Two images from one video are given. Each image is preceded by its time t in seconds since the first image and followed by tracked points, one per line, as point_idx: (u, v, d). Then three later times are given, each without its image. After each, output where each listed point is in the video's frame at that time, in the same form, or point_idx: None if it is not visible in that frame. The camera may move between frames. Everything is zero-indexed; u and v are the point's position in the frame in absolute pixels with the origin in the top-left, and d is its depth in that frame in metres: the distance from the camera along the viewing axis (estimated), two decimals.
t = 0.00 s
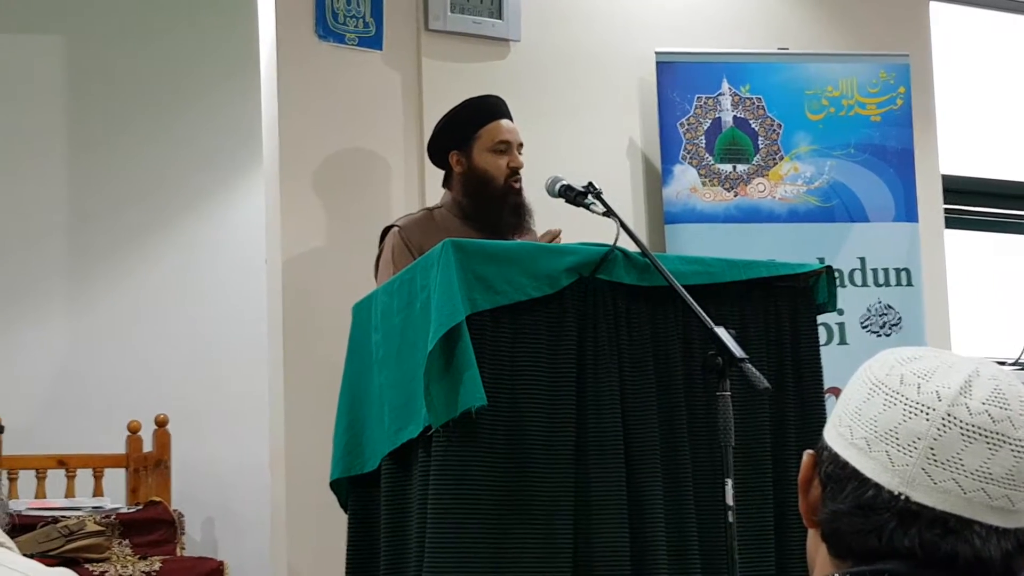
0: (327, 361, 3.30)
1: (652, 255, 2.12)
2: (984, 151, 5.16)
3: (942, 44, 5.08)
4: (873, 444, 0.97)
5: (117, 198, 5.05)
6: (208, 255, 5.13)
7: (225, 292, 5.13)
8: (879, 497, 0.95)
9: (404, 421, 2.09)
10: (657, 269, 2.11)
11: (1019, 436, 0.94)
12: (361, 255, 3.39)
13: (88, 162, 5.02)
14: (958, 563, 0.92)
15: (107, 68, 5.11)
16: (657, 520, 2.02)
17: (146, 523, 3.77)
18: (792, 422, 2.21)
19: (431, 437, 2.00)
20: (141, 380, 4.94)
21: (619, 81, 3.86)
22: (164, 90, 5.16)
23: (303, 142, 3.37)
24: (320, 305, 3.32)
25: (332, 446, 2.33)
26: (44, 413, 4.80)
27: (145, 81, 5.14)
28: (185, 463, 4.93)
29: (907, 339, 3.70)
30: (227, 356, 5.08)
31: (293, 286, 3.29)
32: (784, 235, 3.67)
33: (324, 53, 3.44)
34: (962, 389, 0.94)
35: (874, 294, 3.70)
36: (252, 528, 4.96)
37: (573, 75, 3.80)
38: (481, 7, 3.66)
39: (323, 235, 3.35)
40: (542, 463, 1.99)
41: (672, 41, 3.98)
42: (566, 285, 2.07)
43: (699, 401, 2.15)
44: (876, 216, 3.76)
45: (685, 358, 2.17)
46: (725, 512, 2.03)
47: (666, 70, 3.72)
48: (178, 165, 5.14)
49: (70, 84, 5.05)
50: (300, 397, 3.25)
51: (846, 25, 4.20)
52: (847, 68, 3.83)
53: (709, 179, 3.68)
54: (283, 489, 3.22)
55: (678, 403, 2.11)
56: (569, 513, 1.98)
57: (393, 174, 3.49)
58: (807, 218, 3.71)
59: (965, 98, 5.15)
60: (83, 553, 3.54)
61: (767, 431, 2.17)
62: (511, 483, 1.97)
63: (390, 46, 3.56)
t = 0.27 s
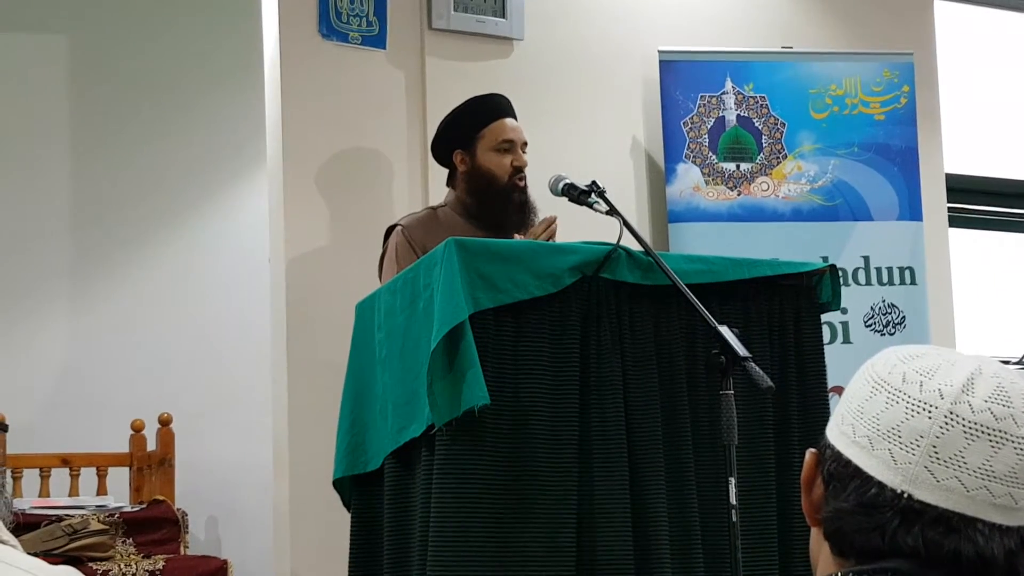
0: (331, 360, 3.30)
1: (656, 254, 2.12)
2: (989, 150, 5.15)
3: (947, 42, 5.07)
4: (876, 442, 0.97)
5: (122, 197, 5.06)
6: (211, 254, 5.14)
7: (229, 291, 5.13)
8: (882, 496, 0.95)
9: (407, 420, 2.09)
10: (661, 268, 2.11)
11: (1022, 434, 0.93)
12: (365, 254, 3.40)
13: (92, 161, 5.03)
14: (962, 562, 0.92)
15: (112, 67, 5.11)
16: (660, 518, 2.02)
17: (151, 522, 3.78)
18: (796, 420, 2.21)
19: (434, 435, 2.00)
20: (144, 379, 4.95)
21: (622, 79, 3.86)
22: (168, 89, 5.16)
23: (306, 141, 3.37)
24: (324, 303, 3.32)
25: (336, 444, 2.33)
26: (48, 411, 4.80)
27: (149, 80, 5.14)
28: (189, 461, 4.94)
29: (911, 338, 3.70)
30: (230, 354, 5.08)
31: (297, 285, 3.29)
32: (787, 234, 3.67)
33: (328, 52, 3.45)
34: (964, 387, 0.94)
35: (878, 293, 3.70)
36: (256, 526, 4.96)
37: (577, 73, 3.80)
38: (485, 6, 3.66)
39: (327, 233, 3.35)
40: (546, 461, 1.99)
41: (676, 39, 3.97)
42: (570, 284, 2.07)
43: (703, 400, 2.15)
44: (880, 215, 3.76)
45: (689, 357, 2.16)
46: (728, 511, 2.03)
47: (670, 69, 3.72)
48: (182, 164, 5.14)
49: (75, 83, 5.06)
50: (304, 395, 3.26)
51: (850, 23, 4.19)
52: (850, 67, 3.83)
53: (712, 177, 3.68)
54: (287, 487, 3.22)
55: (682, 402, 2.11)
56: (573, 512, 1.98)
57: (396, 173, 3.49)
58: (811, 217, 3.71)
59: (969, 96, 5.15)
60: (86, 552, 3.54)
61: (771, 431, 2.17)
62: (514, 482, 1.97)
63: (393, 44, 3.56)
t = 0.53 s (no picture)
0: (331, 359, 3.30)
1: (657, 252, 2.12)
2: (990, 148, 5.15)
3: (947, 41, 5.07)
4: (876, 441, 0.96)
5: (123, 196, 5.05)
6: (212, 252, 5.14)
7: (230, 289, 5.13)
8: (883, 494, 0.95)
9: (409, 418, 2.09)
10: (662, 266, 2.11)
11: None
12: (366, 252, 3.40)
13: (93, 160, 5.03)
14: (963, 560, 0.92)
15: (113, 65, 5.11)
16: (661, 516, 2.02)
17: (150, 521, 3.81)
18: (797, 419, 2.21)
19: (435, 434, 2.00)
20: (145, 377, 4.95)
21: (623, 78, 3.86)
22: (169, 88, 5.16)
23: (307, 139, 3.37)
24: (325, 301, 3.32)
25: (337, 442, 2.33)
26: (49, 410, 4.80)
27: (149, 79, 5.14)
28: (190, 460, 4.94)
29: (912, 336, 3.70)
30: (231, 353, 5.09)
31: (298, 283, 3.29)
32: (788, 232, 3.67)
33: (328, 50, 3.44)
34: (964, 385, 0.94)
35: (879, 291, 3.70)
36: (257, 524, 4.97)
37: (577, 72, 3.80)
38: (486, 4, 3.66)
39: (328, 232, 3.35)
40: (547, 460, 1.99)
41: (677, 38, 3.97)
42: (571, 282, 2.07)
43: (704, 398, 2.15)
44: (881, 213, 3.76)
45: (690, 355, 2.16)
46: (729, 508, 2.03)
47: (670, 67, 3.71)
48: (183, 163, 5.15)
49: (75, 82, 5.05)
50: (305, 394, 3.26)
51: (851, 22, 4.19)
52: (851, 65, 3.83)
53: (713, 176, 3.68)
54: (288, 485, 3.23)
55: (683, 401, 2.11)
56: (573, 510, 1.98)
57: (397, 171, 3.49)
58: (812, 215, 3.70)
59: (970, 95, 5.14)
60: (88, 549, 3.53)
61: (772, 429, 2.17)
62: (515, 480, 1.97)
63: (394, 43, 3.56)
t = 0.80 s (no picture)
0: (333, 357, 3.30)
1: (658, 251, 2.12)
2: (991, 147, 5.14)
3: (948, 39, 5.07)
4: (877, 438, 0.96)
5: (124, 194, 5.05)
6: (213, 251, 5.14)
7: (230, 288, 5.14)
8: (884, 492, 0.95)
9: (410, 416, 2.09)
10: (663, 265, 2.11)
11: None
12: (367, 251, 3.40)
13: (93, 159, 5.02)
14: (964, 558, 0.92)
15: (114, 64, 5.11)
16: (662, 515, 2.02)
17: (151, 519, 3.81)
18: (797, 418, 2.21)
19: (436, 432, 2.00)
20: (146, 376, 4.94)
21: (624, 76, 3.86)
22: (170, 86, 5.16)
23: (308, 138, 3.37)
24: (326, 300, 3.32)
25: (337, 440, 2.33)
26: (50, 408, 4.80)
27: (150, 77, 5.14)
28: (191, 458, 4.94)
29: (913, 335, 3.70)
30: (232, 351, 5.09)
31: (298, 282, 3.29)
32: (789, 231, 3.67)
33: (329, 48, 3.44)
34: (965, 383, 0.94)
35: (880, 290, 3.70)
36: (257, 523, 4.97)
37: (579, 70, 3.79)
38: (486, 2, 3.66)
39: (329, 230, 3.35)
40: (548, 458, 1.99)
41: (678, 36, 3.97)
42: (572, 281, 2.07)
43: (704, 397, 2.15)
44: (882, 212, 3.75)
45: (691, 353, 2.16)
46: (730, 506, 2.03)
47: (671, 65, 3.71)
48: (184, 161, 5.15)
49: (76, 80, 5.05)
50: (306, 392, 3.26)
51: (853, 20, 4.19)
52: (853, 63, 3.82)
53: (714, 174, 3.68)
54: (289, 484, 3.23)
55: (684, 399, 2.11)
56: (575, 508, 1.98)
57: (398, 170, 3.49)
58: (813, 214, 3.70)
59: (971, 93, 5.14)
60: (88, 548, 3.53)
61: (773, 428, 2.17)
62: (516, 478, 1.97)
63: (395, 41, 3.56)
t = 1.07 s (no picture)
0: (334, 355, 3.31)
1: (659, 248, 2.12)
2: (993, 144, 5.13)
3: (950, 36, 5.06)
4: (879, 436, 0.96)
5: (125, 193, 5.05)
6: (214, 249, 5.15)
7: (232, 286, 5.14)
8: (886, 489, 0.95)
9: (411, 414, 2.09)
10: (664, 262, 2.11)
11: None
12: (368, 249, 3.40)
13: (94, 157, 5.02)
14: (966, 555, 0.91)
15: (115, 62, 5.11)
16: (664, 512, 2.02)
17: (153, 517, 3.82)
18: (799, 415, 2.21)
19: (438, 430, 2.00)
20: (148, 374, 4.95)
21: (625, 73, 3.85)
22: (172, 85, 5.16)
23: (309, 136, 3.37)
24: (327, 298, 3.32)
25: (339, 438, 2.33)
26: (51, 407, 4.80)
27: (150, 75, 5.14)
28: (192, 456, 4.94)
29: (914, 332, 3.70)
30: (233, 349, 5.09)
31: (300, 280, 3.29)
32: (791, 228, 3.67)
33: (330, 46, 3.44)
34: (967, 380, 0.94)
35: (882, 287, 3.70)
36: (259, 521, 4.97)
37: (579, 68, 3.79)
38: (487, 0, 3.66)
39: (330, 228, 3.35)
40: (549, 455, 1.99)
41: (679, 34, 3.97)
42: (573, 278, 2.07)
43: (706, 395, 2.15)
44: (883, 209, 3.75)
45: (692, 350, 2.16)
46: (732, 503, 2.03)
47: (673, 62, 3.71)
48: (185, 159, 5.15)
49: (77, 79, 5.05)
50: (307, 389, 3.26)
51: (854, 17, 4.18)
52: (854, 60, 3.82)
53: (715, 172, 3.68)
54: (291, 482, 3.23)
55: (685, 397, 2.11)
56: (576, 505, 1.98)
57: (399, 168, 3.49)
58: (815, 211, 3.70)
59: (972, 90, 5.13)
60: (90, 546, 3.52)
61: (774, 425, 2.17)
62: (518, 475, 1.97)
63: (395, 39, 3.55)
